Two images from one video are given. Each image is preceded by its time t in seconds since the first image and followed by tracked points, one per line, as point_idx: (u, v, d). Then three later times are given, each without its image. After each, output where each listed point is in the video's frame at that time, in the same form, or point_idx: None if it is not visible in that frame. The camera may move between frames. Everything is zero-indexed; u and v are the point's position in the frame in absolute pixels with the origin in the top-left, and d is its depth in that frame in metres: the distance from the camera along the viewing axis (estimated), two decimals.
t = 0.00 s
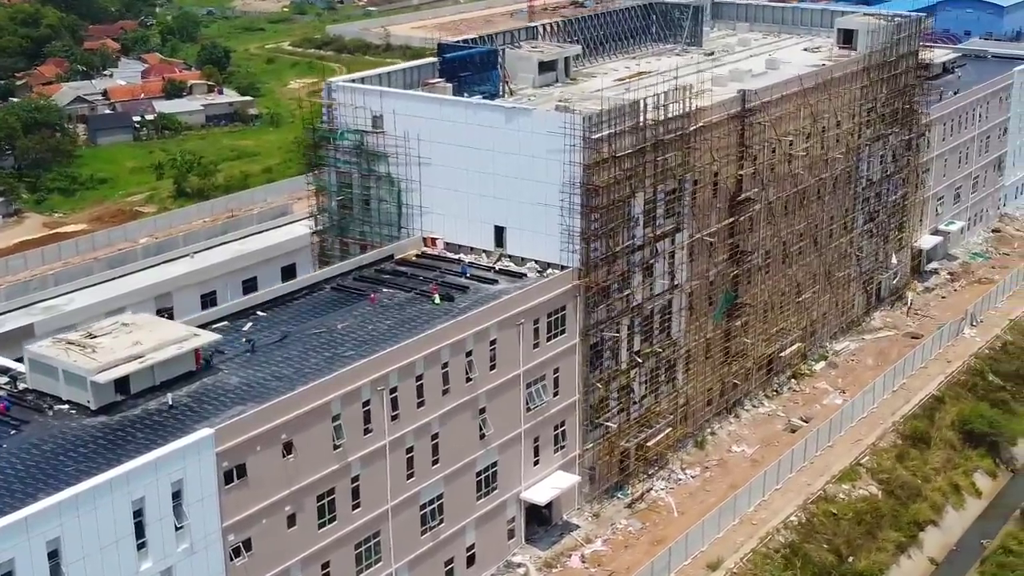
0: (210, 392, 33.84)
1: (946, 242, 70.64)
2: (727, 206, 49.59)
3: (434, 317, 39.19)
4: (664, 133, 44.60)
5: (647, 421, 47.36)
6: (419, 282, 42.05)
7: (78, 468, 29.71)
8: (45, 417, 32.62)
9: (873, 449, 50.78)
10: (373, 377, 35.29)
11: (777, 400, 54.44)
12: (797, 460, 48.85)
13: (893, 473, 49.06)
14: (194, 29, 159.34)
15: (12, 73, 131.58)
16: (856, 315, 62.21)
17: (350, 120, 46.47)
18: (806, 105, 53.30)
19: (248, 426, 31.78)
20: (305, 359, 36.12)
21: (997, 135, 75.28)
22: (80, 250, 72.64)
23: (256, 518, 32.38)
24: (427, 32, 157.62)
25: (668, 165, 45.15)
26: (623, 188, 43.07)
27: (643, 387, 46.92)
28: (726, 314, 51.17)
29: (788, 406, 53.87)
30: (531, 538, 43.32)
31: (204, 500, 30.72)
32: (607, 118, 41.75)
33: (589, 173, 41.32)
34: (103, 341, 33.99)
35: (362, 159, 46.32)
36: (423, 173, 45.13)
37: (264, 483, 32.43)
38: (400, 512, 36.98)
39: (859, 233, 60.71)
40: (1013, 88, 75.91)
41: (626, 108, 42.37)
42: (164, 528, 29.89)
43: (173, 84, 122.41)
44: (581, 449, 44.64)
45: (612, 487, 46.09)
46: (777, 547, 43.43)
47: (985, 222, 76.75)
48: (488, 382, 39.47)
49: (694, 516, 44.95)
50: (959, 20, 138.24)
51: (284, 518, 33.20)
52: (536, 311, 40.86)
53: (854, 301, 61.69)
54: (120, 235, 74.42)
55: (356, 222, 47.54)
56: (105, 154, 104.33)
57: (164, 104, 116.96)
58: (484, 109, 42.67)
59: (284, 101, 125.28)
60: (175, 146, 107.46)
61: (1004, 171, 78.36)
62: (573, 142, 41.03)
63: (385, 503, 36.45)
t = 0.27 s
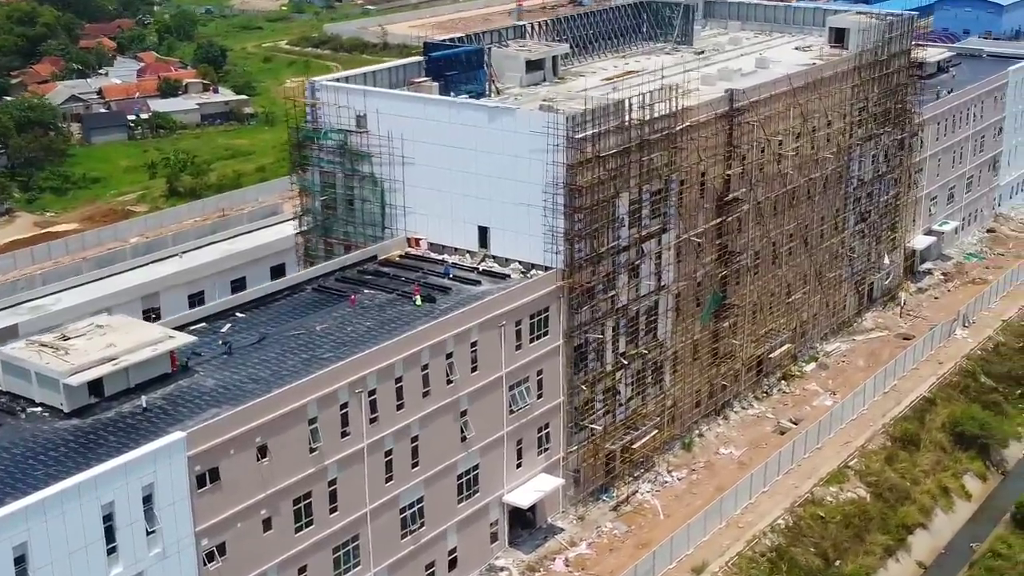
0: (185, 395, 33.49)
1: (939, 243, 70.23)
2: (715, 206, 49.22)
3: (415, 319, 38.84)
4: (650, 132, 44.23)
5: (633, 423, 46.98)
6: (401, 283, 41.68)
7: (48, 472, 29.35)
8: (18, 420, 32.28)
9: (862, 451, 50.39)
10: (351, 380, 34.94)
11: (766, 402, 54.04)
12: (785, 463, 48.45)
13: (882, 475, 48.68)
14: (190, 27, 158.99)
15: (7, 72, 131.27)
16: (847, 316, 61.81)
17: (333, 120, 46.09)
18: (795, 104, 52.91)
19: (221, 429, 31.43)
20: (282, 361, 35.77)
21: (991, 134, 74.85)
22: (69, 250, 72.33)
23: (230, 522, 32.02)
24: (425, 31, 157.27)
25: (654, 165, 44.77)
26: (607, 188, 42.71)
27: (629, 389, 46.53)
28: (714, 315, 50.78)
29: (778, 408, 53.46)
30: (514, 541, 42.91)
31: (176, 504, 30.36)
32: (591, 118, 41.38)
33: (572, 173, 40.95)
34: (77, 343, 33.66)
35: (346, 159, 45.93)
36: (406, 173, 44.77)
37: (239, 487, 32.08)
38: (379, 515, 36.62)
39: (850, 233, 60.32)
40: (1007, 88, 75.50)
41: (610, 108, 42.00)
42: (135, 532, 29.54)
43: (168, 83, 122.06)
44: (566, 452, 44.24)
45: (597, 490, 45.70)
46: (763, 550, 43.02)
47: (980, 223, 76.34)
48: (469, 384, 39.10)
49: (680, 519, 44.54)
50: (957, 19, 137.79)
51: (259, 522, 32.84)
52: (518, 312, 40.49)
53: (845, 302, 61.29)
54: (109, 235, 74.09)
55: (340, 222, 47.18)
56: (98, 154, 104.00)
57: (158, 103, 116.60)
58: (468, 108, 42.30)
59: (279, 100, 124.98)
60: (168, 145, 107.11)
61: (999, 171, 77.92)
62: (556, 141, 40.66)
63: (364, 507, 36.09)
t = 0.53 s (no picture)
0: (161, 400, 33.13)
1: (933, 244, 69.80)
2: (703, 208, 48.80)
3: (397, 323, 38.45)
4: (636, 134, 43.83)
5: (620, 428, 46.57)
6: (384, 286, 41.29)
7: (18, 479, 29.00)
8: None
9: (852, 455, 49.96)
10: (330, 385, 34.57)
11: (756, 405, 53.62)
12: (774, 467, 48.04)
13: (871, 480, 48.24)
14: (188, 26, 158.65)
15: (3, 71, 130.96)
16: (840, 318, 61.37)
17: (318, 121, 45.72)
18: (786, 105, 52.47)
19: (196, 435, 31.06)
20: (261, 366, 35.39)
21: (987, 135, 74.39)
22: (59, 251, 72.03)
23: (206, 529, 31.65)
24: (422, 31, 156.94)
25: (640, 167, 44.37)
26: (592, 190, 42.31)
27: (616, 393, 46.13)
28: (702, 318, 50.35)
29: (768, 411, 53.06)
30: (498, 547, 42.51)
31: (149, 511, 29.99)
32: (576, 119, 40.98)
33: (556, 175, 40.55)
34: (52, 348, 33.31)
35: (330, 160, 45.56)
36: (391, 175, 44.38)
37: (214, 493, 31.71)
38: (359, 521, 36.23)
39: (842, 235, 59.89)
40: (1002, 88, 75.05)
41: (595, 109, 41.60)
42: (106, 540, 29.16)
43: (163, 82, 121.68)
44: (551, 456, 43.83)
45: (583, 494, 45.30)
46: (751, 556, 42.59)
47: (975, 224, 75.89)
48: (452, 388, 38.70)
49: (667, 524, 44.11)
50: (956, 19, 137.32)
51: (235, 529, 32.47)
52: (502, 316, 40.08)
53: (837, 304, 60.85)
54: (100, 236, 73.77)
55: (325, 224, 46.78)
56: (92, 154, 103.67)
57: (153, 102, 116.21)
58: (452, 109, 41.90)
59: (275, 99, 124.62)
60: (163, 144, 106.73)
61: (995, 171, 77.45)
62: (540, 143, 40.24)
63: (344, 513, 35.71)
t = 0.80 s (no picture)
0: (139, 408, 32.72)
1: (929, 247, 69.32)
2: (694, 212, 48.35)
3: (380, 329, 38.03)
4: (624, 137, 43.39)
5: (608, 433, 46.12)
6: (369, 292, 40.86)
7: None
8: None
9: (844, 461, 49.48)
10: (310, 392, 34.16)
11: (748, 410, 53.16)
12: (765, 473, 47.57)
13: (863, 486, 47.76)
14: (185, 26, 158.24)
15: None
16: (834, 322, 60.89)
17: (304, 124, 45.30)
18: (778, 108, 52.00)
19: (173, 444, 30.65)
20: (241, 373, 34.96)
21: (983, 137, 73.89)
22: (50, 252, 71.63)
23: (183, 540, 31.23)
24: (420, 30, 156.60)
25: (629, 171, 43.92)
26: (580, 194, 41.87)
27: (605, 398, 45.68)
28: (693, 323, 49.90)
29: (760, 417, 52.60)
30: (485, 554, 42.04)
31: (123, 522, 29.55)
32: (563, 123, 40.53)
33: (543, 179, 40.12)
34: (29, 355, 32.95)
35: (316, 164, 45.15)
36: (377, 178, 43.95)
37: (191, 503, 31.30)
38: (341, 530, 35.80)
39: (836, 238, 59.42)
40: (999, 90, 74.55)
41: (583, 112, 41.16)
42: (79, 552, 28.72)
43: (159, 82, 121.27)
44: (539, 463, 43.37)
45: (571, 501, 44.85)
46: (740, 564, 42.12)
47: (972, 226, 75.38)
48: (436, 395, 38.27)
49: (655, 531, 43.64)
50: (957, 19, 136.67)
51: (213, 539, 32.04)
52: (488, 322, 39.65)
53: (831, 308, 60.37)
54: (92, 238, 73.37)
55: (311, 228, 46.42)
56: (86, 154, 103.27)
57: (149, 103, 115.80)
58: (438, 113, 41.48)
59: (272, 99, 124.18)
60: (158, 145, 106.30)
61: (992, 173, 76.94)
62: (526, 147, 39.81)
63: (325, 522, 35.28)
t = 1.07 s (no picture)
0: (118, 418, 32.26)
1: (926, 251, 68.81)
2: (686, 216, 47.85)
3: (366, 336, 37.54)
4: (614, 142, 42.92)
5: (599, 441, 45.63)
6: (355, 298, 40.36)
7: None
8: None
9: (838, 468, 48.96)
10: (292, 401, 33.67)
11: (741, 416, 52.66)
12: (757, 481, 47.07)
13: (857, 494, 47.26)
14: (183, 26, 157.81)
15: None
16: (829, 327, 60.38)
17: (291, 128, 44.81)
18: (772, 111, 51.48)
19: (150, 455, 30.18)
20: (223, 381, 34.49)
21: (981, 139, 73.36)
22: (41, 255, 71.18)
23: (161, 551, 30.74)
24: (419, 31, 156.14)
25: (619, 175, 43.45)
26: (569, 199, 41.40)
27: (595, 405, 45.18)
28: (685, 328, 49.39)
29: (753, 423, 52.11)
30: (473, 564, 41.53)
31: (100, 534, 29.07)
32: (551, 127, 40.06)
33: (531, 184, 39.63)
34: (6, 365, 32.61)
35: (303, 168, 44.68)
36: (364, 183, 43.45)
37: (170, 514, 30.82)
38: (325, 540, 35.31)
39: (831, 242, 58.90)
40: (997, 92, 74.02)
41: (572, 117, 40.69)
42: (55, 565, 28.25)
43: (155, 83, 120.82)
44: (528, 471, 42.86)
45: (561, 509, 44.36)
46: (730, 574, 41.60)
47: (970, 229, 74.86)
48: (422, 403, 37.77)
49: (646, 540, 43.13)
50: (957, 19, 136.10)
51: (193, 551, 31.55)
52: (475, 328, 39.16)
53: (826, 312, 59.86)
54: (84, 240, 72.91)
55: (299, 233, 45.95)
56: (81, 155, 102.83)
57: (144, 103, 115.35)
58: (425, 117, 40.98)
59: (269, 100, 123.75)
60: (153, 146, 105.87)
61: (990, 176, 76.41)
62: (514, 151, 39.32)
63: (308, 532, 34.79)
